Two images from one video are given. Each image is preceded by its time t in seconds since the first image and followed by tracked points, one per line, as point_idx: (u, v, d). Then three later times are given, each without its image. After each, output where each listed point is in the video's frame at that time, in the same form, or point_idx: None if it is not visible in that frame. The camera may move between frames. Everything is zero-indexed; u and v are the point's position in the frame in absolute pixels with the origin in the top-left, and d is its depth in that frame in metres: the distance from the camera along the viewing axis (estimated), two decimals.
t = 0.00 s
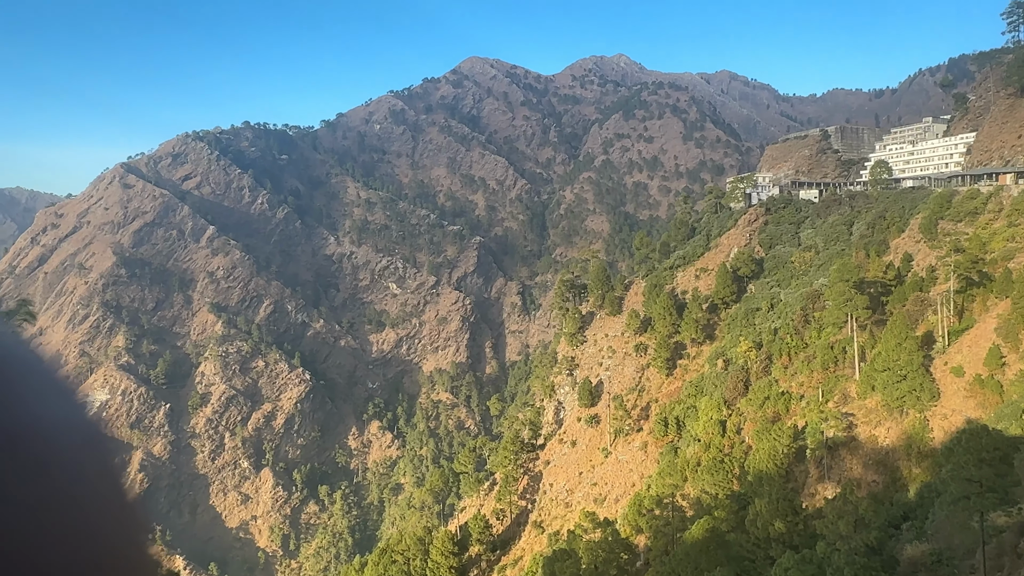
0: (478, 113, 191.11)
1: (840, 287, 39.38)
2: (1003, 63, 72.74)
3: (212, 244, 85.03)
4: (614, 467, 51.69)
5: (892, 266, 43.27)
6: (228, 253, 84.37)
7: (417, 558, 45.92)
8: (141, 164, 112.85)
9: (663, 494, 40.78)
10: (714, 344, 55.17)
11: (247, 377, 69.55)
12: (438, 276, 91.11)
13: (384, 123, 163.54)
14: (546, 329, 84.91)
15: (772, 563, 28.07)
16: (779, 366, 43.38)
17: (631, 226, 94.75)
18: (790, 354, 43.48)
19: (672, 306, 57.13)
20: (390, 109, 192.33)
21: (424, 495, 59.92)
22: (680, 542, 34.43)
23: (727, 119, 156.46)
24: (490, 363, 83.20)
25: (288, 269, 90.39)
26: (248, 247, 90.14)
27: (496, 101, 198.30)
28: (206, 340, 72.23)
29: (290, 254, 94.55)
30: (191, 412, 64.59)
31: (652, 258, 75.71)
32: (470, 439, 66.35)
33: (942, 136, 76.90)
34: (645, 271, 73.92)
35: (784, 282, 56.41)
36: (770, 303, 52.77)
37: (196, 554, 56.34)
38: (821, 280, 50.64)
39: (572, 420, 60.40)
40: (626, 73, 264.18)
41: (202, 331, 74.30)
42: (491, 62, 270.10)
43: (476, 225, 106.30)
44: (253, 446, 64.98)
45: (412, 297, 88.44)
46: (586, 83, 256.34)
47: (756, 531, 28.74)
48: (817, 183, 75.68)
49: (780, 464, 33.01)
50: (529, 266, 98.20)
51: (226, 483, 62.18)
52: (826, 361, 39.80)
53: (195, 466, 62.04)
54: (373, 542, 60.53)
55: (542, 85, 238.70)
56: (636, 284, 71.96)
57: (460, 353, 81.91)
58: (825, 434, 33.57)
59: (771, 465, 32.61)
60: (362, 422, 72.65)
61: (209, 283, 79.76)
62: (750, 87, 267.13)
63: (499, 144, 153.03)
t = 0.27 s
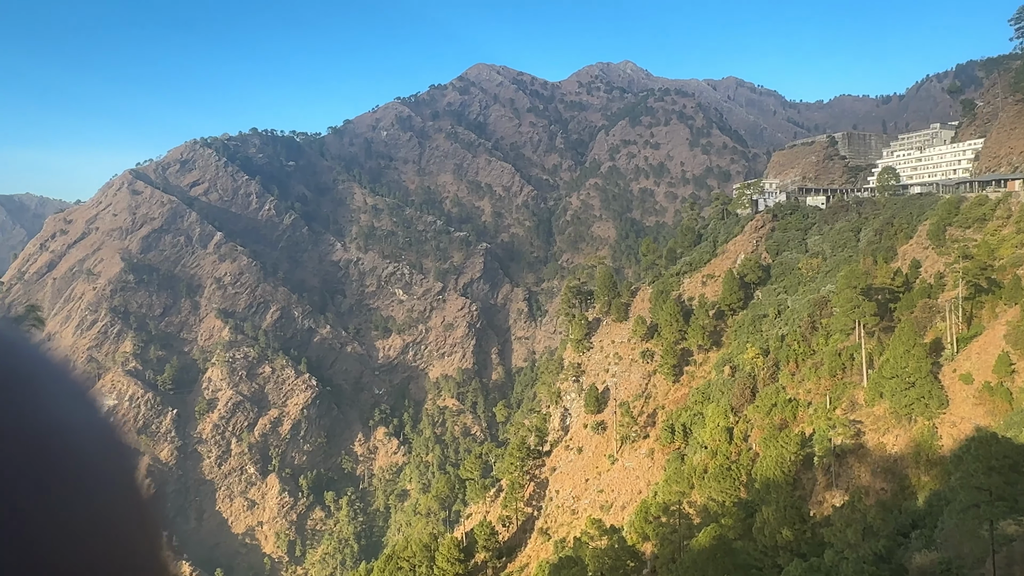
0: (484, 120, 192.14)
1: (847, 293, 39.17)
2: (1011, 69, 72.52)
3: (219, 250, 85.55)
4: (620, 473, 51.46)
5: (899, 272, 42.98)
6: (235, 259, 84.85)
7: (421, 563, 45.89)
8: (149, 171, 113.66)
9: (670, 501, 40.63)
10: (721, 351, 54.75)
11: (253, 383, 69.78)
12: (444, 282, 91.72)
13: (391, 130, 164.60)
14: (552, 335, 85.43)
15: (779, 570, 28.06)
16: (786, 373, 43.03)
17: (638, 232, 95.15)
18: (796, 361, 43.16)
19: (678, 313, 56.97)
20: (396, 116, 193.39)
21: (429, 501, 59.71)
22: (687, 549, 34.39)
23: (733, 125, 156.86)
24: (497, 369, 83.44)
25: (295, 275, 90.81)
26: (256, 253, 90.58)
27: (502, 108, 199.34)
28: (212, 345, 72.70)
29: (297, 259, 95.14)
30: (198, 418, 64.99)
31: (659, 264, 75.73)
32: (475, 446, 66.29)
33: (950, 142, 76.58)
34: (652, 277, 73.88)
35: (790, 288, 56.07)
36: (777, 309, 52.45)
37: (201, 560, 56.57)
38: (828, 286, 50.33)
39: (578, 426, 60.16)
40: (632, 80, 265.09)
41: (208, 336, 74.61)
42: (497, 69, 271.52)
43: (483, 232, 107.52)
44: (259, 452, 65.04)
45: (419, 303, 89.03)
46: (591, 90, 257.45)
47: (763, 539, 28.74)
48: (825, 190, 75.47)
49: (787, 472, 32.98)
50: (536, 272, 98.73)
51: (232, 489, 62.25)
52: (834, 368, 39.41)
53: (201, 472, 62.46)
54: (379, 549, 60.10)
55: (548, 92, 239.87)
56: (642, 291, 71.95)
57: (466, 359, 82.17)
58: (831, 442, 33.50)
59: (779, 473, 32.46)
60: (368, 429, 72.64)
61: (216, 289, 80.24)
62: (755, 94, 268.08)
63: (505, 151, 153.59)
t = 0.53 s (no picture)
0: (496, 127, 193.24)
1: (863, 300, 38.69)
2: None
3: (234, 257, 86.48)
4: (634, 481, 51.02)
5: (916, 280, 42.43)
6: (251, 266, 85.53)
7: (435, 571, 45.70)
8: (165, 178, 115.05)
9: (684, 509, 40.34)
10: (736, 358, 54.03)
11: (268, 389, 70.09)
12: (458, 289, 92.79)
13: (405, 138, 166.48)
14: (566, 343, 86.21)
15: None
16: (801, 381, 42.34)
17: (652, 239, 95.53)
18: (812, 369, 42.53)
19: (692, 321, 56.62)
20: (409, 124, 195.05)
21: (442, 509, 59.40)
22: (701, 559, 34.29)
23: (746, 132, 156.92)
24: (510, 377, 83.90)
25: (309, 281, 91.49)
26: (271, 259, 91.32)
27: (514, 115, 200.48)
28: (228, 352, 73.31)
29: (311, 266, 96.01)
30: (213, 424, 65.37)
31: (673, 272, 75.50)
32: (489, 453, 66.14)
33: (967, 149, 76.01)
34: (665, 285, 73.76)
35: (805, 295, 55.41)
36: (792, 317, 51.81)
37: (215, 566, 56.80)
38: (844, 294, 49.73)
39: (591, 434, 59.74)
40: (644, 87, 265.89)
41: (224, 343, 75.13)
42: (509, 77, 273.17)
43: (496, 238, 108.99)
44: (273, 458, 65.27)
45: (432, 310, 89.91)
46: (603, 98, 258.47)
47: (778, 548, 28.69)
48: (840, 197, 75.09)
49: (802, 481, 32.57)
50: (549, 279, 100.59)
51: (246, 495, 62.37)
52: (849, 376, 38.79)
53: (216, 478, 62.63)
54: (392, 556, 59.84)
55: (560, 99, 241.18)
56: (656, 299, 71.67)
57: (479, 366, 82.57)
58: (848, 451, 32.81)
59: (794, 482, 32.06)
60: (382, 436, 72.74)
61: (232, 296, 80.86)
62: (768, 100, 268.09)
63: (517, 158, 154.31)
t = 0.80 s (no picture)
0: (512, 135, 194.17)
1: (884, 307, 38.30)
2: None
3: (253, 264, 87.52)
4: (651, 489, 50.54)
5: (938, 286, 41.94)
6: (269, 272, 86.61)
7: None
8: (186, 186, 116.87)
9: (701, 517, 40.09)
10: (755, 365, 53.56)
11: (286, 395, 70.66)
12: (475, 295, 93.92)
13: (421, 145, 168.43)
14: (583, 350, 86.70)
15: None
16: (821, 389, 41.89)
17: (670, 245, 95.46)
18: (832, 377, 42.01)
19: (710, 327, 56.31)
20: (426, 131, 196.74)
21: (459, 515, 59.20)
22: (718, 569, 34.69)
23: (764, 138, 156.31)
24: (527, 383, 84.33)
25: (326, 287, 92.18)
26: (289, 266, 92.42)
27: (531, 123, 201.39)
28: (246, 358, 74.15)
29: (329, 273, 97.10)
30: (231, 429, 65.94)
31: (691, 278, 75.50)
32: (506, 460, 66.09)
33: (989, 154, 75.29)
34: (683, 292, 73.58)
35: (824, 302, 54.86)
36: (812, 323, 51.27)
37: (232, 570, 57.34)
38: (863, 300, 49.16)
39: (609, 441, 59.49)
40: (660, 93, 266.09)
41: (242, 348, 75.90)
42: (525, 85, 274.42)
43: (512, 245, 109.96)
44: (291, 463, 65.58)
45: (450, 316, 90.75)
46: (620, 105, 259.06)
47: (797, 557, 28.68)
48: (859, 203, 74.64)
49: (822, 489, 31.77)
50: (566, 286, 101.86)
51: (264, 500, 62.78)
52: (870, 384, 38.42)
53: (234, 483, 63.19)
54: (409, 562, 59.58)
55: (576, 107, 242.01)
56: (674, 305, 71.52)
57: (496, 373, 82.87)
58: (869, 459, 32.59)
59: (814, 491, 31.66)
60: (399, 442, 73.04)
61: (250, 302, 81.87)
62: (786, 106, 266.57)
63: (534, 164, 154.82)
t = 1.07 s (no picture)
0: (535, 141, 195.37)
1: (911, 314, 38.02)
2: None
3: (276, 270, 89.10)
4: (673, 497, 50.34)
5: (966, 293, 41.32)
6: (292, 279, 87.90)
7: None
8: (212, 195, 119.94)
9: (725, 525, 39.91)
10: (778, 373, 52.96)
11: (309, 401, 71.64)
12: (496, 302, 95.18)
13: (444, 152, 170.73)
14: (604, 357, 87.07)
15: None
16: (846, 397, 41.53)
17: (692, 251, 95.16)
18: (857, 385, 41.57)
19: (733, 334, 55.95)
20: (448, 138, 199.01)
21: (480, 522, 59.18)
22: None
23: (788, 142, 154.91)
24: (548, 390, 84.87)
25: (349, 294, 93.42)
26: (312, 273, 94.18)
27: (553, 129, 202.42)
28: (269, 363, 75.63)
29: (351, 280, 98.77)
30: (255, 435, 67.33)
31: (714, 284, 75.40)
32: (526, 467, 66.19)
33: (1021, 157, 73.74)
34: (706, 297, 73.21)
35: (849, 309, 54.14)
36: (837, 331, 50.59)
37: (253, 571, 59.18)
38: (889, 307, 48.44)
39: (631, 448, 59.52)
40: (683, 98, 265.56)
41: (266, 354, 77.39)
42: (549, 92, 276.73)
43: (534, 251, 110.92)
44: (313, 469, 66.45)
45: (471, 322, 92.03)
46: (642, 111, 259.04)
47: (822, 566, 28.66)
48: (885, 208, 73.75)
49: (847, 498, 31.95)
50: (588, 292, 102.67)
51: (286, 506, 63.92)
52: (896, 392, 37.91)
53: (258, 488, 64.49)
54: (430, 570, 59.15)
55: (598, 112, 242.60)
56: (696, 312, 71.36)
57: (517, 379, 83.12)
58: (896, 468, 32.34)
59: (840, 501, 31.62)
60: (420, 448, 73.82)
61: (274, 309, 83.55)
62: (811, 110, 264.34)
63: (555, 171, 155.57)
